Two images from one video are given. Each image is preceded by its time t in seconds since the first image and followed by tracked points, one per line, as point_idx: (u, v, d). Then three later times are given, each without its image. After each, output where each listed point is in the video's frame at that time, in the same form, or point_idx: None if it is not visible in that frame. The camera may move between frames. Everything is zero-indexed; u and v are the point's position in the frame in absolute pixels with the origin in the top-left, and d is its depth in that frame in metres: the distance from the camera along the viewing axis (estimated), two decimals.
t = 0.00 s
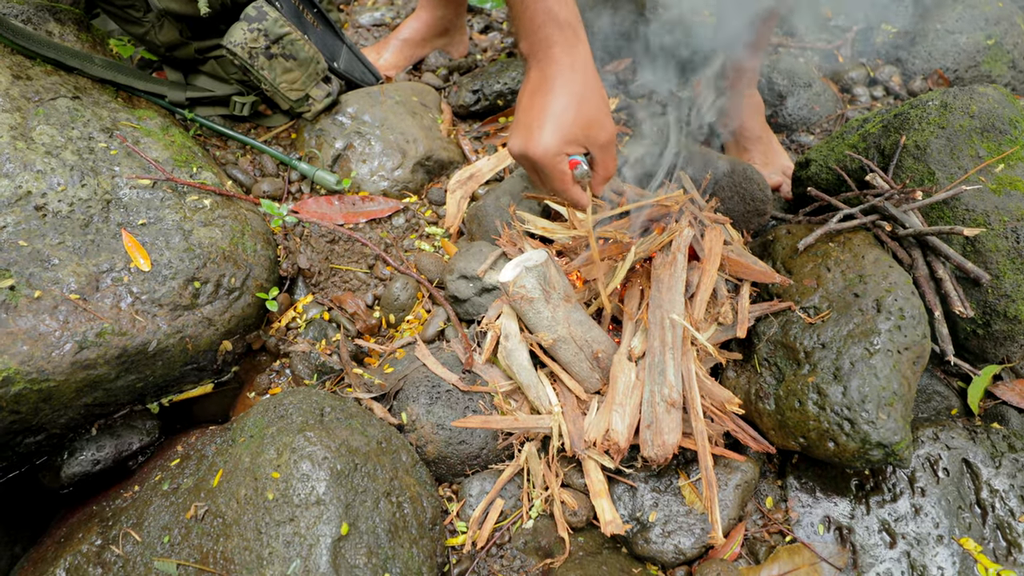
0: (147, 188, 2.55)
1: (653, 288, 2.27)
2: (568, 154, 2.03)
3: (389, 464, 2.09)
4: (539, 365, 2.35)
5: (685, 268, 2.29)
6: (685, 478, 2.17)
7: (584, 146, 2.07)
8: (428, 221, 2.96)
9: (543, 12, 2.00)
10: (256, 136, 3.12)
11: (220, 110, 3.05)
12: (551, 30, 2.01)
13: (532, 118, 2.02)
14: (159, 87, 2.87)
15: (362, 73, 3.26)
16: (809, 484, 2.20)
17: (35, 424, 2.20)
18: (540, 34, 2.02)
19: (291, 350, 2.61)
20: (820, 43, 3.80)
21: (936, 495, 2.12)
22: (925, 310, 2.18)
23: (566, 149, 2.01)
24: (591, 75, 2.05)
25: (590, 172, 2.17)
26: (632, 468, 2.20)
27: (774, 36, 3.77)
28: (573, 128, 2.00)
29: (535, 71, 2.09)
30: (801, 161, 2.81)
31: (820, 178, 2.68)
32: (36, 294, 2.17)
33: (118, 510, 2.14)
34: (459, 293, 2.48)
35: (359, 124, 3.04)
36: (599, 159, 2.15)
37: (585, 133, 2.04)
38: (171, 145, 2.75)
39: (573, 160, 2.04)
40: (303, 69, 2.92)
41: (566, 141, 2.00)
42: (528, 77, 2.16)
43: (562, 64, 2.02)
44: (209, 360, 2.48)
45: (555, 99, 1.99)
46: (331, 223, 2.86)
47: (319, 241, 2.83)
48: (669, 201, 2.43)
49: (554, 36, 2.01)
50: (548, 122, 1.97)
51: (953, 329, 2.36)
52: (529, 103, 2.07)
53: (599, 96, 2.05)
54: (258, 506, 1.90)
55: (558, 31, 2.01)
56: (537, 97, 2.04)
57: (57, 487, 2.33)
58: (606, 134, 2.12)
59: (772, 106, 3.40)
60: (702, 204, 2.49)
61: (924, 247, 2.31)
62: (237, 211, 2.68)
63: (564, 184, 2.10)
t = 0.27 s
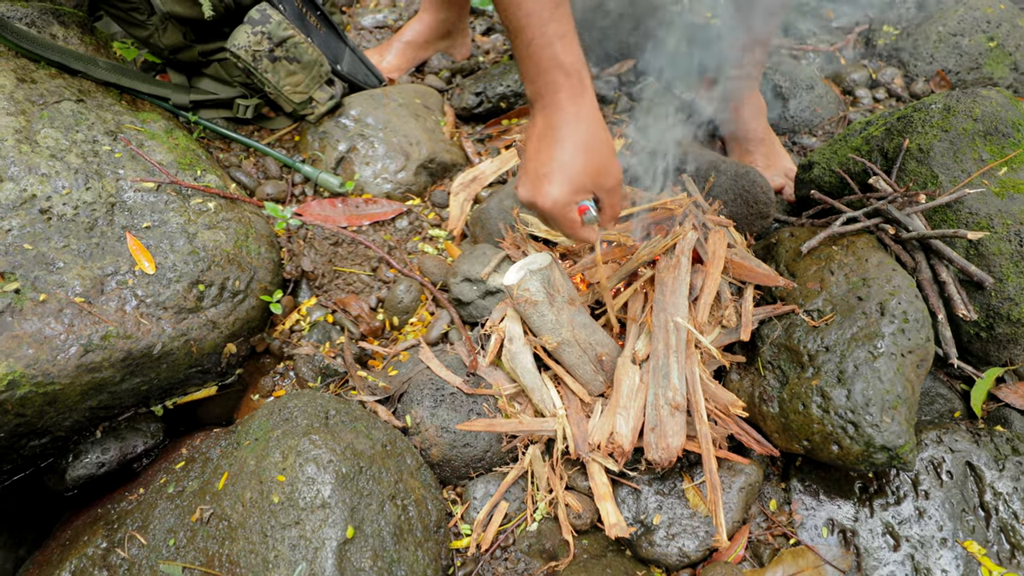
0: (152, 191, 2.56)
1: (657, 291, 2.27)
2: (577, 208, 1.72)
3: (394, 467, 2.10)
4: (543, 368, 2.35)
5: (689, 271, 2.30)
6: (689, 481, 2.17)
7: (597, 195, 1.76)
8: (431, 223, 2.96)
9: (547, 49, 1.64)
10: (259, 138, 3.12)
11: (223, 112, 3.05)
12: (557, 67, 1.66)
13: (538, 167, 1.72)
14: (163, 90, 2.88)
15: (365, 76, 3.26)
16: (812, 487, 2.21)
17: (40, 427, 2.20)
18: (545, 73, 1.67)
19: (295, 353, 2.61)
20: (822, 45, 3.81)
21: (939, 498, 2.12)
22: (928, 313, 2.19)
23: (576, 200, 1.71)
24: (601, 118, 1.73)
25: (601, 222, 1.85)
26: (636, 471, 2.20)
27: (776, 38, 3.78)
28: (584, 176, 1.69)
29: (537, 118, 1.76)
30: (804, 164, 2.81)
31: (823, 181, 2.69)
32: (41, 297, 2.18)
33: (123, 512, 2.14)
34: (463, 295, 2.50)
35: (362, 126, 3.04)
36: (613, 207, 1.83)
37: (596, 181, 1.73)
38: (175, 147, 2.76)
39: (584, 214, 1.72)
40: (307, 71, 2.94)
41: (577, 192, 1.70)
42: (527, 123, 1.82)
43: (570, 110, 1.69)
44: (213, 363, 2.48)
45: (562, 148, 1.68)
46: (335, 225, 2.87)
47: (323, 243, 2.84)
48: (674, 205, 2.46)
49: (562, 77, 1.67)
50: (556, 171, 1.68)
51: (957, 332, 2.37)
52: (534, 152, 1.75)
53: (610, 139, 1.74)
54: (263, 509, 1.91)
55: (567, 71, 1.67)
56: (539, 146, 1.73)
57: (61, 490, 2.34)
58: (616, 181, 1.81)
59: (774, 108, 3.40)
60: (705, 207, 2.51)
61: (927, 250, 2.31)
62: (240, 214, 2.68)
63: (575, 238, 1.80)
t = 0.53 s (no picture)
0: (154, 192, 2.55)
1: (660, 293, 2.27)
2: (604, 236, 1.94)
3: (397, 469, 2.10)
4: (546, 369, 2.35)
5: (692, 272, 2.29)
6: (692, 483, 2.17)
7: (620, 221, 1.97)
8: (433, 224, 2.96)
9: (575, 91, 1.83)
10: (261, 139, 3.11)
11: (225, 113, 3.05)
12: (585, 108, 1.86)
13: (568, 198, 1.92)
14: (165, 91, 2.87)
15: (366, 76, 3.26)
16: (816, 489, 2.20)
17: (42, 429, 2.20)
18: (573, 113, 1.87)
19: (298, 354, 2.61)
20: (824, 45, 3.81)
21: (943, 500, 2.12)
22: (932, 315, 2.18)
23: (603, 230, 1.92)
24: (623, 151, 1.93)
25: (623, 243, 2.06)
26: (639, 473, 2.19)
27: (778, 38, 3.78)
28: (608, 207, 1.90)
29: (565, 151, 1.97)
30: (807, 164, 2.81)
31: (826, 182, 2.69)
32: (44, 299, 2.18)
33: (126, 514, 2.14)
34: (466, 296, 2.49)
35: (364, 127, 3.04)
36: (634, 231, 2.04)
37: (619, 210, 1.94)
38: (177, 148, 2.75)
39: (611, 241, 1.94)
40: (309, 72, 2.93)
41: (603, 222, 1.90)
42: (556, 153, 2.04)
43: (596, 145, 1.89)
44: (215, 365, 2.48)
45: (589, 182, 1.88)
46: (337, 226, 2.87)
47: (325, 244, 2.84)
48: (678, 205, 2.45)
49: (588, 112, 1.86)
50: (585, 205, 1.87)
51: (960, 333, 2.36)
52: (562, 183, 1.96)
53: (632, 171, 1.94)
54: (266, 511, 1.90)
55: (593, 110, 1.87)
56: (568, 177, 1.93)
57: (64, 492, 2.34)
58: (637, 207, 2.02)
59: (776, 109, 3.40)
60: (709, 207, 2.51)
61: (930, 251, 2.31)
62: (242, 215, 2.68)
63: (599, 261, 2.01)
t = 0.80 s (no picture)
0: (154, 199, 2.57)
1: (657, 298, 2.28)
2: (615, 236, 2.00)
3: (395, 474, 2.11)
4: (544, 374, 2.37)
5: (690, 277, 2.30)
6: (689, 487, 2.18)
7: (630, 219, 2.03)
8: (432, 229, 2.97)
9: (581, 96, 1.87)
10: (260, 144, 3.13)
11: (225, 118, 3.06)
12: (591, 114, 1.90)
13: (579, 202, 1.98)
14: (164, 97, 2.88)
15: (365, 81, 3.28)
16: (813, 492, 2.21)
17: (43, 435, 2.21)
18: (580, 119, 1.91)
19: (298, 359, 2.63)
20: (822, 48, 3.82)
21: (939, 503, 2.13)
22: (928, 319, 2.19)
23: (614, 231, 1.98)
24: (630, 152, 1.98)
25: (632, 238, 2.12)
26: (637, 477, 2.21)
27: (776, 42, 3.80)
28: (619, 209, 1.96)
29: (572, 155, 2.01)
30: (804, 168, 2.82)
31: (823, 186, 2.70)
32: (44, 305, 2.19)
33: (126, 519, 2.15)
34: (464, 301, 2.51)
35: (363, 132, 3.06)
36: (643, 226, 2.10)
37: (628, 210, 2.00)
38: (176, 154, 2.77)
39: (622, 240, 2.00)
40: (308, 78, 2.94)
41: (614, 224, 1.96)
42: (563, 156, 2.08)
43: (603, 149, 1.93)
44: (215, 370, 2.49)
45: (600, 186, 1.93)
46: (336, 231, 2.88)
47: (324, 249, 2.85)
48: (675, 211, 2.48)
49: (594, 117, 1.90)
50: (596, 208, 1.93)
51: (956, 337, 2.38)
52: (572, 186, 2.01)
53: (639, 171, 1.99)
54: (266, 516, 1.92)
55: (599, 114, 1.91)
56: (578, 181, 1.99)
57: (65, 496, 2.35)
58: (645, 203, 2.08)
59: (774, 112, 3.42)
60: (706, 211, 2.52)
61: (926, 256, 2.32)
62: (242, 220, 2.69)
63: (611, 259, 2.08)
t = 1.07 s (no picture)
0: (149, 198, 2.57)
1: (652, 295, 2.28)
2: (552, 209, 1.89)
3: (390, 472, 2.11)
4: (539, 372, 2.37)
5: (684, 275, 2.31)
6: (684, 484, 2.18)
7: (573, 196, 1.92)
8: (428, 227, 2.98)
9: (526, 65, 1.86)
10: (256, 144, 3.14)
11: (221, 118, 3.06)
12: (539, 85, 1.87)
13: (522, 169, 1.91)
14: (160, 96, 2.89)
15: (362, 80, 3.28)
16: (807, 490, 2.22)
17: (38, 433, 2.22)
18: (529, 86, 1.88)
19: (293, 358, 2.63)
20: (818, 47, 3.83)
21: (933, 500, 2.13)
22: (921, 316, 2.19)
23: (548, 203, 1.87)
24: (578, 128, 1.91)
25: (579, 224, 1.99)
26: (632, 475, 2.21)
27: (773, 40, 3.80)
28: (556, 181, 1.86)
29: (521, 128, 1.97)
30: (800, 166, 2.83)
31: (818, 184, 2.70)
32: (39, 304, 2.20)
33: (122, 517, 2.15)
34: (459, 299, 2.51)
35: (359, 131, 3.06)
36: (588, 212, 1.95)
37: (569, 186, 1.89)
38: (172, 154, 2.77)
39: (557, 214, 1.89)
40: (303, 77, 2.94)
41: (548, 194, 1.86)
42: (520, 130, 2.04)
43: (546, 121, 1.89)
44: (211, 368, 2.50)
45: (544, 152, 1.86)
46: (332, 230, 2.88)
47: (320, 248, 2.85)
48: (666, 209, 2.47)
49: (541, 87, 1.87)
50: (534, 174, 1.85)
51: (951, 334, 2.38)
52: (518, 156, 1.96)
53: (589, 152, 1.90)
54: (260, 514, 1.92)
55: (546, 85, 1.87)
56: (521, 150, 1.93)
57: (61, 495, 2.35)
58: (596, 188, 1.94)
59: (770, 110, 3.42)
60: (701, 209, 2.52)
61: (920, 253, 2.32)
62: (237, 220, 2.69)
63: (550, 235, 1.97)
